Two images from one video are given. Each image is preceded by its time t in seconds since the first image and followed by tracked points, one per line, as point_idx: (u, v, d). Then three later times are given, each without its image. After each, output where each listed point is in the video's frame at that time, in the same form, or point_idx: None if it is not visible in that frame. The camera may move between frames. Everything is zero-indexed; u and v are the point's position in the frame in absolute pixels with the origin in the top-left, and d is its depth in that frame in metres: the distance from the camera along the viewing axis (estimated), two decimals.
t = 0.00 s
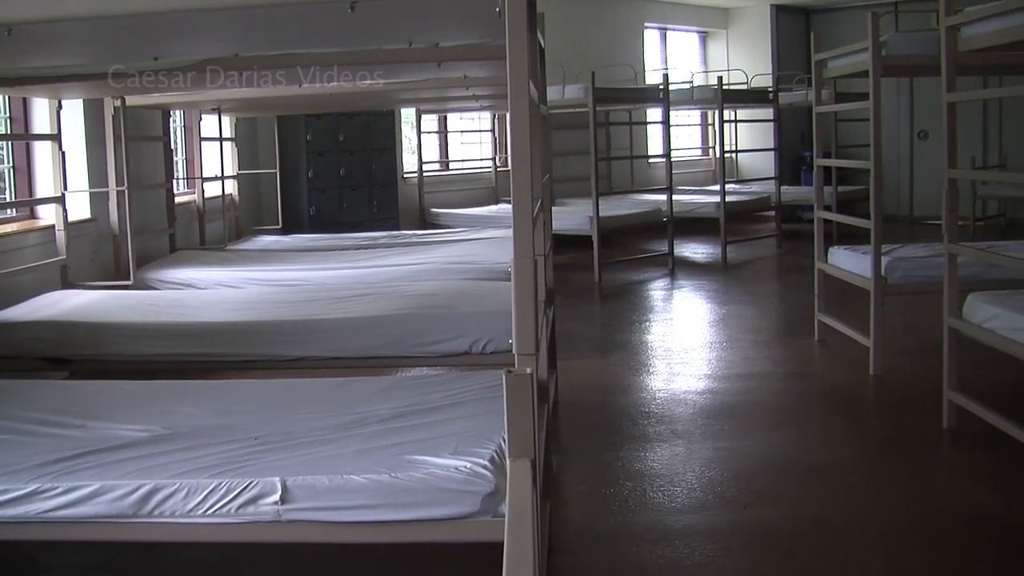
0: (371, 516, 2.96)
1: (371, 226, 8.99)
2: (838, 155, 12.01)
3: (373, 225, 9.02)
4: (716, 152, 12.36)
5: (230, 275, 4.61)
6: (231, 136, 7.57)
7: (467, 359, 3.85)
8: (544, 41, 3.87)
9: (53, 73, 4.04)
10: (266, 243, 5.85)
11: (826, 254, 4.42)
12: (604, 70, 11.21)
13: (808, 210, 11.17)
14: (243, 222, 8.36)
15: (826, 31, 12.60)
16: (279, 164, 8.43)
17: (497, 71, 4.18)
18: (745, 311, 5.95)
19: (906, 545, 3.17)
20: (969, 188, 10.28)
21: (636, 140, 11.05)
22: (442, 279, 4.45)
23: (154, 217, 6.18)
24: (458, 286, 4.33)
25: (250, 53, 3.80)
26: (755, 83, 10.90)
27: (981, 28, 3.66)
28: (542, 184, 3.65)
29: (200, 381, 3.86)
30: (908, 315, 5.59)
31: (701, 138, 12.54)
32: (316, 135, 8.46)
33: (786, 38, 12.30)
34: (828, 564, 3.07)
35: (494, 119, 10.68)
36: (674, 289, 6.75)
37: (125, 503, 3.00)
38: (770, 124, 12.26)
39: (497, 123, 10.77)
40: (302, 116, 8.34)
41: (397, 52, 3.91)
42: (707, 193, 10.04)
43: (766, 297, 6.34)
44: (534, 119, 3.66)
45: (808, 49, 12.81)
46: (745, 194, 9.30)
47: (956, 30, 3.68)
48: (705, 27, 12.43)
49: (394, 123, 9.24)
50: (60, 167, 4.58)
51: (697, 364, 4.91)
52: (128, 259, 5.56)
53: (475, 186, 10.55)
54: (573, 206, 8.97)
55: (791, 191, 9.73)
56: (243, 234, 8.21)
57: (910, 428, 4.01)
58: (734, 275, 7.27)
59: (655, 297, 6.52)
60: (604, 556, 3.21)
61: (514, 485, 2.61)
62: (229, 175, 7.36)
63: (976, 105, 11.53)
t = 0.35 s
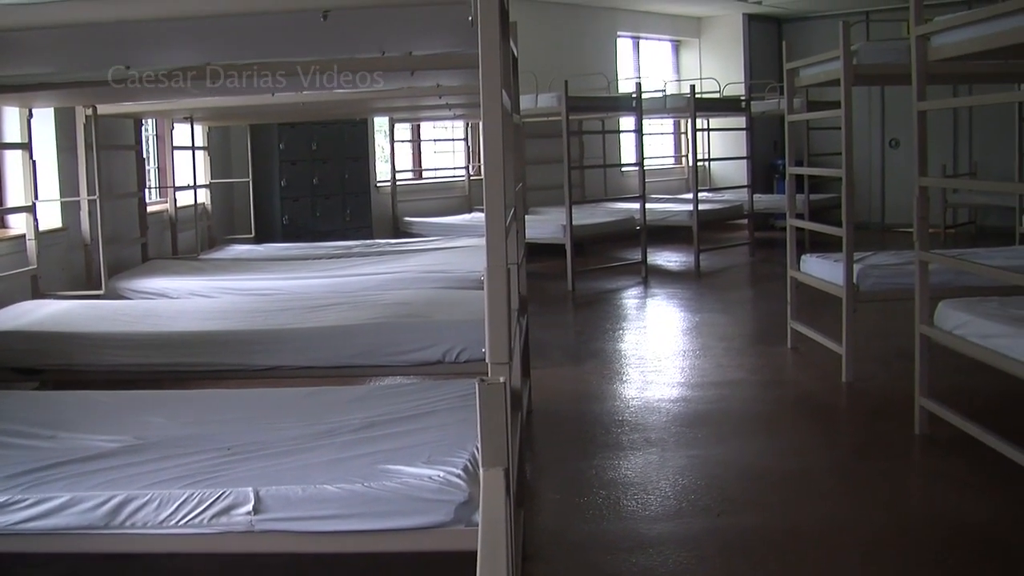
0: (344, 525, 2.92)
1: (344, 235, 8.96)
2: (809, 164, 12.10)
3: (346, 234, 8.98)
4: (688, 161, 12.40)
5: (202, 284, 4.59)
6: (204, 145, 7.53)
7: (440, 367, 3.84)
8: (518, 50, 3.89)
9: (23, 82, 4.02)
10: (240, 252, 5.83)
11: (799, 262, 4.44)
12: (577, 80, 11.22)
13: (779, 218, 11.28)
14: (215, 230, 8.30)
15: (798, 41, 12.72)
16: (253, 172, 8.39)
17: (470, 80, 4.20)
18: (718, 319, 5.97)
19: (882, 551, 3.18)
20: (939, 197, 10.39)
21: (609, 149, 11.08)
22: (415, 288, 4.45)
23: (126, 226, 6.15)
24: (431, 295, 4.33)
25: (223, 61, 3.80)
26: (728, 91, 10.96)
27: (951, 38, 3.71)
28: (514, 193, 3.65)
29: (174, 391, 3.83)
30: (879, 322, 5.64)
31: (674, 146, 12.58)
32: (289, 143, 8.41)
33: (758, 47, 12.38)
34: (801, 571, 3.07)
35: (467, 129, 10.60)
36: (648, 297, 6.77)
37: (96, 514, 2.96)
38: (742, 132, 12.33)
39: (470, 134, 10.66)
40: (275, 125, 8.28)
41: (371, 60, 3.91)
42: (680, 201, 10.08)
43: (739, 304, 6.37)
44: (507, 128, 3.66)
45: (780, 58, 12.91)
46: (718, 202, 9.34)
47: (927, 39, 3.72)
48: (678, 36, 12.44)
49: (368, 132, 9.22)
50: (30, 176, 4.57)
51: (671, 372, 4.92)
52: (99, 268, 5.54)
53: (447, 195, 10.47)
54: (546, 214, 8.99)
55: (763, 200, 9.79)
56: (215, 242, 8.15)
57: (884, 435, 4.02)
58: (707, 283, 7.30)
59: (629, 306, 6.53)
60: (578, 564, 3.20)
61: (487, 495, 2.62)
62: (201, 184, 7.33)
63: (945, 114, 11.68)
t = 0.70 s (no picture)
0: (320, 533, 2.87)
1: (319, 242, 8.94)
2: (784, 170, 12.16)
3: (321, 241, 8.95)
4: (663, 166, 12.43)
5: (177, 291, 4.58)
6: (178, 152, 7.50)
7: (415, 374, 3.85)
8: (492, 56, 3.91)
9: None
10: (214, 258, 5.81)
11: (773, 267, 4.46)
12: (552, 86, 11.22)
13: (753, 224, 11.34)
14: (189, 237, 8.24)
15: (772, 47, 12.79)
16: (226, 179, 8.35)
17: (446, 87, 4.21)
18: (693, 325, 5.99)
19: (857, 556, 3.19)
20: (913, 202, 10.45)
21: (584, 155, 11.10)
22: (390, 295, 4.45)
23: (100, 233, 6.13)
24: (406, 302, 4.33)
25: (199, 66, 3.80)
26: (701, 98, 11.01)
27: (923, 45, 3.75)
28: (490, 199, 3.65)
29: (150, 398, 3.80)
30: (852, 328, 5.67)
31: (648, 152, 12.61)
32: (264, 150, 8.33)
33: (733, 54, 12.43)
34: None
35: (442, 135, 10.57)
36: (623, 303, 6.78)
37: (70, 523, 2.89)
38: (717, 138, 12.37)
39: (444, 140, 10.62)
40: (250, 131, 8.22)
41: (346, 66, 3.92)
42: (654, 207, 10.12)
43: (713, 310, 6.39)
44: (482, 135, 3.67)
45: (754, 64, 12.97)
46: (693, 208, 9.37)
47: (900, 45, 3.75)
48: (652, 43, 12.50)
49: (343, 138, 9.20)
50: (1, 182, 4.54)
51: (646, 378, 4.93)
52: (72, 275, 5.51)
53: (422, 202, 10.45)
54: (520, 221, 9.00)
55: (737, 206, 9.84)
56: (189, 249, 8.10)
57: (859, 440, 4.03)
58: (682, 288, 7.33)
59: (604, 311, 6.54)
60: (553, 570, 3.19)
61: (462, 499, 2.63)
62: (176, 191, 7.29)
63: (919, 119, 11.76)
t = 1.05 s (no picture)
0: (295, 539, 2.79)
1: (293, 246, 8.88)
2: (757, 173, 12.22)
3: (295, 244, 8.92)
4: (637, 169, 12.45)
5: (149, 295, 4.56)
6: (151, 156, 7.46)
7: (388, 378, 3.86)
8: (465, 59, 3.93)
9: None
10: (188, 262, 5.78)
11: (747, 270, 4.47)
12: (527, 89, 11.20)
13: (728, 227, 11.40)
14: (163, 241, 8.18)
15: (746, 50, 12.86)
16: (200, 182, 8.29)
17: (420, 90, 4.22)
18: (667, 328, 6.01)
19: (832, 556, 3.19)
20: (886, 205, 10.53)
21: (558, 158, 11.10)
22: (363, 298, 4.45)
23: (72, 237, 6.11)
24: (379, 306, 4.34)
25: (171, 69, 3.76)
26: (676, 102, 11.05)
27: (896, 48, 3.77)
28: (463, 203, 3.65)
29: (125, 402, 3.76)
30: (824, 330, 5.70)
31: (622, 155, 12.64)
32: (238, 153, 8.28)
33: (706, 58, 12.51)
34: None
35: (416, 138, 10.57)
36: (598, 306, 6.79)
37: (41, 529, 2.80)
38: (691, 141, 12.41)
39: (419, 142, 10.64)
40: (222, 135, 8.16)
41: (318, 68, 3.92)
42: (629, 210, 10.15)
43: (686, 313, 6.41)
44: (455, 137, 3.67)
45: (727, 68, 13.04)
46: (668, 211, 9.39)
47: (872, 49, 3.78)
48: (626, 46, 12.53)
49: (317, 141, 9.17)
50: None
51: (620, 381, 4.93)
52: (43, 279, 5.49)
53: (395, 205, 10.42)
54: (495, 223, 9.00)
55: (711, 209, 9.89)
56: (162, 253, 8.04)
57: (833, 442, 4.05)
58: (656, 291, 7.35)
59: (578, 315, 6.55)
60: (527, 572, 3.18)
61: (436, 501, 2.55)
62: (149, 195, 7.26)
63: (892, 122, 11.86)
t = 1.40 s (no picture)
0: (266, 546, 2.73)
1: (265, 252, 8.85)
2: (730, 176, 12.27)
3: (268, 250, 8.89)
4: (610, 173, 12.47)
5: (121, 301, 4.54)
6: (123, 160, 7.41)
7: (361, 383, 3.86)
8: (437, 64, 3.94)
9: None
10: (159, 267, 5.77)
11: (718, 274, 4.50)
12: (499, 94, 11.17)
13: (700, 231, 11.47)
14: (134, 246, 8.11)
15: (719, 55, 12.90)
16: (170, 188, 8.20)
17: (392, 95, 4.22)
18: (640, 332, 6.03)
19: (804, 559, 3.20)
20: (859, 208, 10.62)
21: (529, 162, 11.10)
22: (336, 304, 4.45)
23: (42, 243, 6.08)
24: (352, 311, 4.34)
25: (142, 73, 3.73)
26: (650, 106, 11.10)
27: (868, 53, 3.80)
28: (436, 208, 3.66)
29: (98, 409, 3.74)
30: (794, 334, 5.75)
31: (596, 160, 12.67)
32: (210, 158, 8.23)
33: (678, 62, 12.58)
34: None
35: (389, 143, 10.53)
36: (571, 311, 6.81)
37: (10, 536, 2.70)
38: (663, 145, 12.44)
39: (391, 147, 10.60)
40: (194, 140, 8.10)
41: (290, 73, 3.91)
42: (602, 215, 10.19)
43: (659, 317, 6.44)
44: (427, 142, 3.67)
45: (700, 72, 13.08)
46: (641, 216, 9.43)
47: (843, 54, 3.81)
48: (598, 51, 12.58)
49: (289, 146, 9.13)
50: None
51: (594, 386, 4.94)
52: (13, 285, 5.46)
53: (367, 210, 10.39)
54: (469, 228, 9.01)
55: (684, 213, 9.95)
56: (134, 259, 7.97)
57: (806, 445, 4.07)
58: (629, 296, 7.38)
59: (552, 319, 6.56)
60: None
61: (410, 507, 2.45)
62: (120, 200, 7.22)
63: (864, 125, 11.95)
